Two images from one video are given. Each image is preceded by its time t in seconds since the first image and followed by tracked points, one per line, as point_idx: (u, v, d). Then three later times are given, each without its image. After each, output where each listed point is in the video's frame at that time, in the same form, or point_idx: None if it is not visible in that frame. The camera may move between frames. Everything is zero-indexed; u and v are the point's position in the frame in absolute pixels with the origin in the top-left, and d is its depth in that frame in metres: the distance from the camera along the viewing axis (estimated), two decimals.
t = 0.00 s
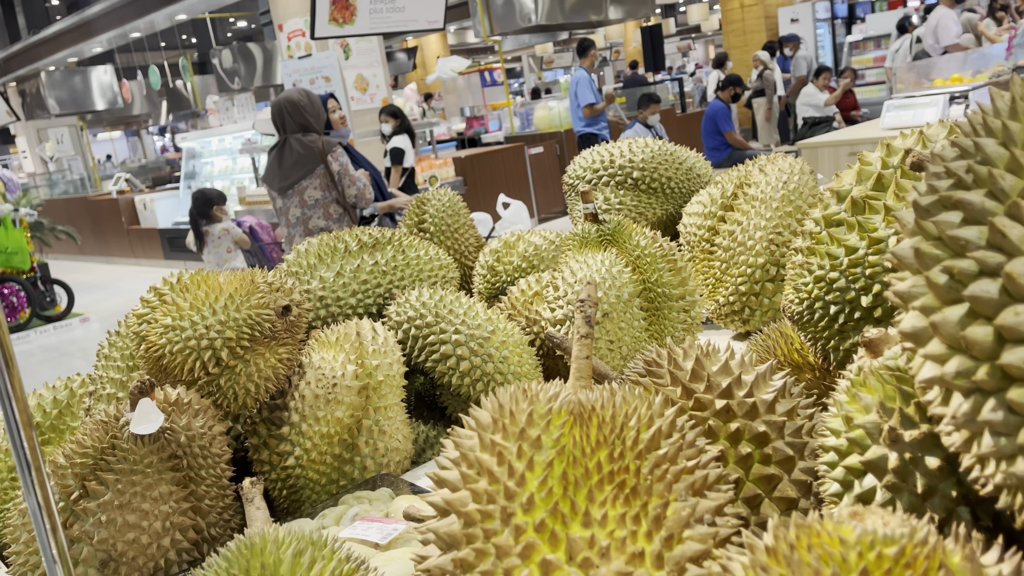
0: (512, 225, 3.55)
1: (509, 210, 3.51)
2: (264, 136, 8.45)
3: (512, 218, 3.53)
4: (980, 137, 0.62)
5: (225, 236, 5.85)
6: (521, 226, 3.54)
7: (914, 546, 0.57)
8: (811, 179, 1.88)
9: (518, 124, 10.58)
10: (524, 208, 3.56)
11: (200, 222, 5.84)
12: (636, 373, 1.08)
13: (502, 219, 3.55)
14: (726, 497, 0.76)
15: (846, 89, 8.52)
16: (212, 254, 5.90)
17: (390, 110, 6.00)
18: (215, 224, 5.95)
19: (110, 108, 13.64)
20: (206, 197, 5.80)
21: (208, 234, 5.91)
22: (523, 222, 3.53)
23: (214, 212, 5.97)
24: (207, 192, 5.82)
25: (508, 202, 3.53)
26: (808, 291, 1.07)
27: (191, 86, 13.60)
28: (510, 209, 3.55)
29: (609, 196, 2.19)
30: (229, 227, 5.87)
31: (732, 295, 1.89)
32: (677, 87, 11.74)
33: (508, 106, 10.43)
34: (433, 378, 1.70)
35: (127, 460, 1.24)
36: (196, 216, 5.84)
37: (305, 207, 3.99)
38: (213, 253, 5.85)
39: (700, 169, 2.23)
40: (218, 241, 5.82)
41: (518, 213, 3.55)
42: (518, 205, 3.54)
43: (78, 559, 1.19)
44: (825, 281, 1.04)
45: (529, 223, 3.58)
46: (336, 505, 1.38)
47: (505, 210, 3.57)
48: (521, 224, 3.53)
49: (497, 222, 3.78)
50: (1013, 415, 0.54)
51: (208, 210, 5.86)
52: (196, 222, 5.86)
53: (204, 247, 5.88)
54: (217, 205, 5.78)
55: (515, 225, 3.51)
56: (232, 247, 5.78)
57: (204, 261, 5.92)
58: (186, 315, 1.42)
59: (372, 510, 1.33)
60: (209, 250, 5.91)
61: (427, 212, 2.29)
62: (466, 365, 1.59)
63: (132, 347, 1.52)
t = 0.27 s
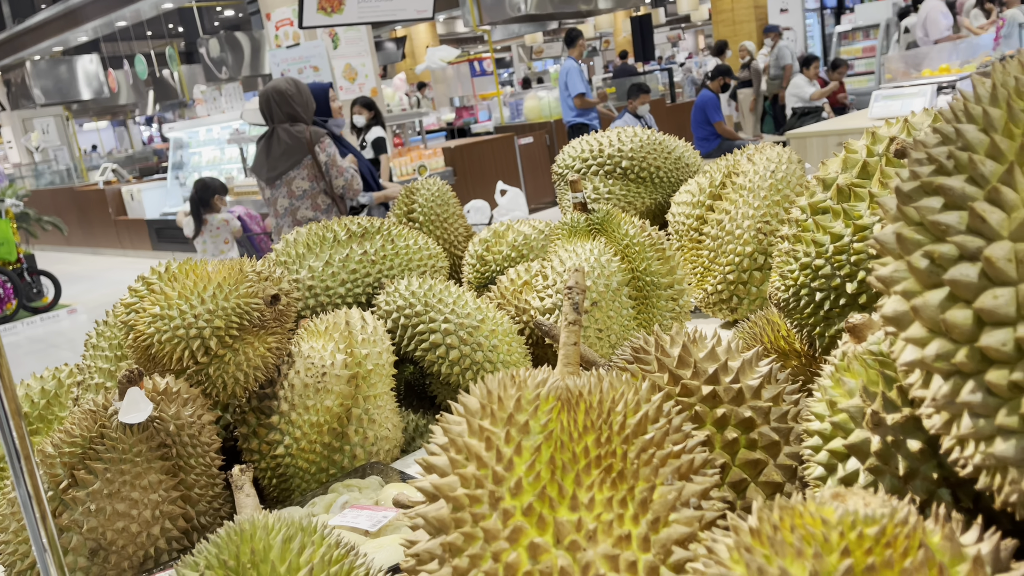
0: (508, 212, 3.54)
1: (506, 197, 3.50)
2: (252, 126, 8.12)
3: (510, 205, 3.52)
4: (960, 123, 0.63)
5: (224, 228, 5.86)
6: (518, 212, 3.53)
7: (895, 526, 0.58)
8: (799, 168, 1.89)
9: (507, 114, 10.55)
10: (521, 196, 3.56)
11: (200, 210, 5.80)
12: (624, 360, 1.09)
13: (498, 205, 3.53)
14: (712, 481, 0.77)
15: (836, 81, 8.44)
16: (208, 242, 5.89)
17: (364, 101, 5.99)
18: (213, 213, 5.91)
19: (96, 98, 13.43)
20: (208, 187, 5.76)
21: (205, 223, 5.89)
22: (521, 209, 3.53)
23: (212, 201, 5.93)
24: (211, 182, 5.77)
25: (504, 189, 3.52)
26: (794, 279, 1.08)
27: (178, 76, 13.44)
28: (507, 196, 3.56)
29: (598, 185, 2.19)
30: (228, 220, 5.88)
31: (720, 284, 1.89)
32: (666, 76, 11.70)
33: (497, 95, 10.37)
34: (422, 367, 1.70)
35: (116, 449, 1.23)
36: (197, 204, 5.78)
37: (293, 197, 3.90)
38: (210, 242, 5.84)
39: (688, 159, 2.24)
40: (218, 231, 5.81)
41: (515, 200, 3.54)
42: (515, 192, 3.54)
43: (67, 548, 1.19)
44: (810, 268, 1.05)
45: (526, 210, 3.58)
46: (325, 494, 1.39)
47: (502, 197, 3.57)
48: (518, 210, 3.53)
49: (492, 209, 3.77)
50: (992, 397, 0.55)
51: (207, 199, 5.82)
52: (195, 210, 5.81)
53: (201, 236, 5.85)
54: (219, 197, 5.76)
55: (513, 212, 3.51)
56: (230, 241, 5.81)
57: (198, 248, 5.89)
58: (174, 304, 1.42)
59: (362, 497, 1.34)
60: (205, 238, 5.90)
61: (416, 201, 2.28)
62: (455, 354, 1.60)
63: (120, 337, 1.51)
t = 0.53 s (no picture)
0: (502, 202, 3.55)
1: (499, 187, 3.52)
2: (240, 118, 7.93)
3: (502, 196, 3.53)
4: (940, 110, 0.64)
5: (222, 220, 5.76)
6: (512, 202, 3.54)
7: (874, 507, 0.59)
8: (786, 159, 1.90)
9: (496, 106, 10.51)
10: (515, 186, 3.57)
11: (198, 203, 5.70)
12: (610, 349, 1.09)
13: (492, 196, 3.54)
14: (696, 465, 0.77)
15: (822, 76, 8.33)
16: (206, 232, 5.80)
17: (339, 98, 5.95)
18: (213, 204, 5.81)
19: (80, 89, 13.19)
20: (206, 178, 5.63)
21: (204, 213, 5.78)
22: (514, 199, 3.54)
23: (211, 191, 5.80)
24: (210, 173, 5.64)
25: (498, 179, 3.52)
26: (778, 268, 1.09)
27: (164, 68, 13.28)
28: (500, 187, 3.56)
29: (586, 176, 2.20)
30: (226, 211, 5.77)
31: (707, 275, 1.90)
32: (655, 69, 11.67)
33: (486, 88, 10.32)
34: (410, 357, 1.70)
35: (102, 439, 1.23)
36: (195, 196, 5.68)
37: (280, 190, 3.85)
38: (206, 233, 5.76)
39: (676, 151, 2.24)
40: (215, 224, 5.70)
41: (508, 190, 3.56)
42: (508, 183, 3.56)
43: (53, 538, 1.19)
44: (794, 257, 1.06)
45: (519, 200, 3.59)
46: (313, 483, 1.39)
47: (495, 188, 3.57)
48: (510, 201, 3.54)
49: (485, 201, 3.77)
50: (969, 377, 0.56)
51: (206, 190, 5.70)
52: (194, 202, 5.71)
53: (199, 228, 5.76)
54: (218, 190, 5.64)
55: (506, 203, 3.51)
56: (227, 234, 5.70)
57: (195, 239, 5.78)
58: (161, 295, 1.41)
59: (350, 487, 1.34)
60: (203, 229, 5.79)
61: (404, 192, 2.28)
62: (443, 345, 1.60)
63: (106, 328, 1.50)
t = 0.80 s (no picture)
0: (493, 195, 3.57)
1: (489, 181, 3.52)
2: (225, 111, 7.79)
3: (493, 188, 3.55)
4: (911, 101, 0.65)
5: (214, 212, 5.43)
6: (502, 195, 3.56)
7: (846, 492, 0.60)
8: (769, 153, 1.91)
9: (483, 101, 10.49)
10: (505, 179, 3.58)
11: (186, 199, 5.34)
12: (591, 340, 1.10)
13: (483, 189, 3.55)
14: (675, 454, 0.78)
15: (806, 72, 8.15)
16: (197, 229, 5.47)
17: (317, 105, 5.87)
18: (202, 198, 5.48)
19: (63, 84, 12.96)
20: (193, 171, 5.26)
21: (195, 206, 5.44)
22: (505, 192, 3.55)
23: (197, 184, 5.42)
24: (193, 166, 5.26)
25: (488, 173, 3.53)
26: (758, 259, 1.10)
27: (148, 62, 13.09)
28: (490, 180, 3.57)
29: (571, 170, 2.20)
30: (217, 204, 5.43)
31: (690, 268, 1.90)
32: (642, 65, 11.66)
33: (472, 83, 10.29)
34: (395, 351, 1.70)
35: (83, 433, 1.22)
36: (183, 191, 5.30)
37: (265, 184, 3.82)
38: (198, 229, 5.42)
39: (660, 145, 2.25)
40: (207, 217, 5.37)
41: (498, 184, 3.57)
42: (499, 176, 3.57)
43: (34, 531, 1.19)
44: (774, 249, 1.07)
45: (510, 193, 3.60)
46: (296, 476, 1.39)
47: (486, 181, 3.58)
48: (500, 194, 3.56)
49: (478, 193, 3.80)
50: (939, 364, 0.57)
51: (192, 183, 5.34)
52: (182, 198, 5.35)
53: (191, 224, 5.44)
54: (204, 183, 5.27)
55: (496, 196, 3.53)
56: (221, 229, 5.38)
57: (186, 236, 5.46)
58: (142, 287, 1.40)
59: (333, 480, 1.34)
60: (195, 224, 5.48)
61: (389, 186, 2.28)
62: (427, 338, 1.60)
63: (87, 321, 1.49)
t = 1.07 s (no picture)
0: (482, 190, 3.57)
1: (478, 177, 3.54)
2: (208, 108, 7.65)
3: (483, 184, 3.55)
4: (881, 99, 0.66)
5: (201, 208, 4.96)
6: (492, 190, 3.56)
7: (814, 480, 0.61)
8: (750, 151, 1.93)
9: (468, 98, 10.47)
10: (494, 174, 3.60)
11: (171, 190, 4.89)
12: (571, 335, 1.11)
13: (472, 185, 3.56)
14: (651, 446, 0.79)
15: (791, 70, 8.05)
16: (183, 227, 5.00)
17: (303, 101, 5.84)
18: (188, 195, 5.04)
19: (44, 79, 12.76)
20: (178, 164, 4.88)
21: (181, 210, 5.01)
22: (494, 187, 3.56)
23: (183, 182, 5.15)
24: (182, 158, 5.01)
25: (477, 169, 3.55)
26: (736, 255, 1.12)
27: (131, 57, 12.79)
28: (479, 176, 3.58)
29: (554, 167, 2.21)
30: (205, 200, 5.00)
31: (672, 265, 1.92)
32: (627, 63, 11.68)
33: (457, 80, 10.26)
34: (378, 347, 1.71)
35: (64, 429, 1.22)
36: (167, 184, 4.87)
37: (248, 181, 3.78)
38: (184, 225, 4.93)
39: (643, 143, 2.27)
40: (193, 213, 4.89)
41: (488, 179, 3.58)
42: (488, 171, 3.57)
43: (15, 528, 1.19)
44: (752, 245, 1.09)
45: (500, 188, 3.60)
46: (278, 472, 1.39)
47: (475, 177, 3.59)
48: (489, 190, 3.56)
49: (467, 189, 3.81)
50: (904, 356, 0.59)
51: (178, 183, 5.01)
52: (166, 191, 4.90)
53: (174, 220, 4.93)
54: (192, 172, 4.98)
55: (485, 191, 3.53)
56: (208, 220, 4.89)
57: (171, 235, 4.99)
58: (124, 283, 1.40)
59: (315, 475, 1.35)
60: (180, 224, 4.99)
61: (372, 182, 2.27)
62: (410, 334, 1.60)
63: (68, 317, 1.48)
